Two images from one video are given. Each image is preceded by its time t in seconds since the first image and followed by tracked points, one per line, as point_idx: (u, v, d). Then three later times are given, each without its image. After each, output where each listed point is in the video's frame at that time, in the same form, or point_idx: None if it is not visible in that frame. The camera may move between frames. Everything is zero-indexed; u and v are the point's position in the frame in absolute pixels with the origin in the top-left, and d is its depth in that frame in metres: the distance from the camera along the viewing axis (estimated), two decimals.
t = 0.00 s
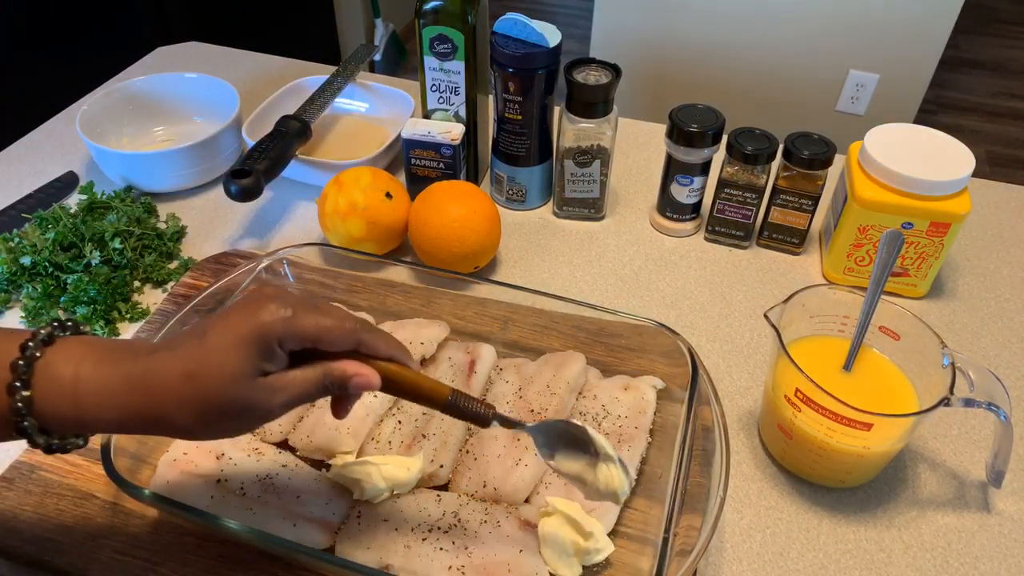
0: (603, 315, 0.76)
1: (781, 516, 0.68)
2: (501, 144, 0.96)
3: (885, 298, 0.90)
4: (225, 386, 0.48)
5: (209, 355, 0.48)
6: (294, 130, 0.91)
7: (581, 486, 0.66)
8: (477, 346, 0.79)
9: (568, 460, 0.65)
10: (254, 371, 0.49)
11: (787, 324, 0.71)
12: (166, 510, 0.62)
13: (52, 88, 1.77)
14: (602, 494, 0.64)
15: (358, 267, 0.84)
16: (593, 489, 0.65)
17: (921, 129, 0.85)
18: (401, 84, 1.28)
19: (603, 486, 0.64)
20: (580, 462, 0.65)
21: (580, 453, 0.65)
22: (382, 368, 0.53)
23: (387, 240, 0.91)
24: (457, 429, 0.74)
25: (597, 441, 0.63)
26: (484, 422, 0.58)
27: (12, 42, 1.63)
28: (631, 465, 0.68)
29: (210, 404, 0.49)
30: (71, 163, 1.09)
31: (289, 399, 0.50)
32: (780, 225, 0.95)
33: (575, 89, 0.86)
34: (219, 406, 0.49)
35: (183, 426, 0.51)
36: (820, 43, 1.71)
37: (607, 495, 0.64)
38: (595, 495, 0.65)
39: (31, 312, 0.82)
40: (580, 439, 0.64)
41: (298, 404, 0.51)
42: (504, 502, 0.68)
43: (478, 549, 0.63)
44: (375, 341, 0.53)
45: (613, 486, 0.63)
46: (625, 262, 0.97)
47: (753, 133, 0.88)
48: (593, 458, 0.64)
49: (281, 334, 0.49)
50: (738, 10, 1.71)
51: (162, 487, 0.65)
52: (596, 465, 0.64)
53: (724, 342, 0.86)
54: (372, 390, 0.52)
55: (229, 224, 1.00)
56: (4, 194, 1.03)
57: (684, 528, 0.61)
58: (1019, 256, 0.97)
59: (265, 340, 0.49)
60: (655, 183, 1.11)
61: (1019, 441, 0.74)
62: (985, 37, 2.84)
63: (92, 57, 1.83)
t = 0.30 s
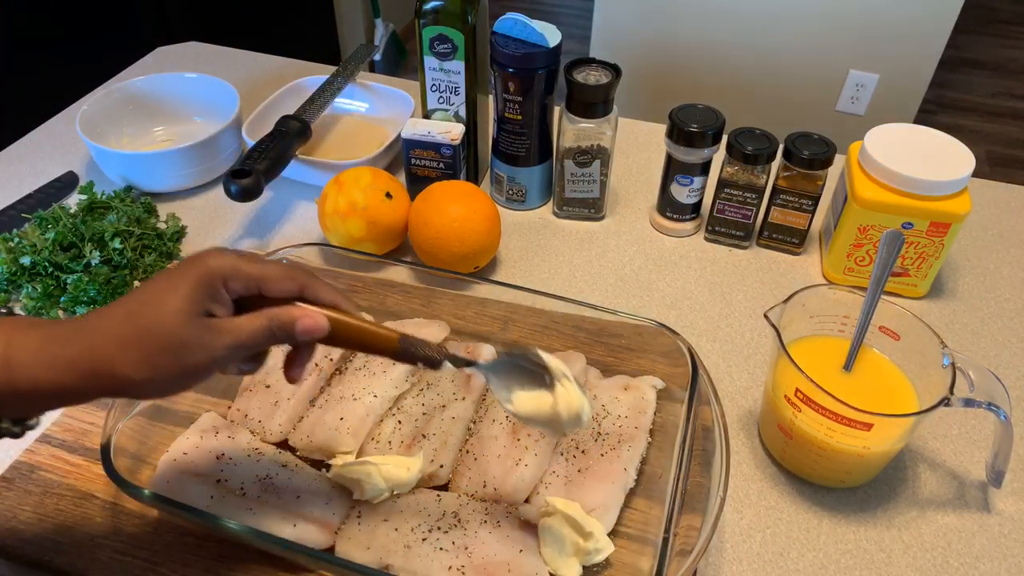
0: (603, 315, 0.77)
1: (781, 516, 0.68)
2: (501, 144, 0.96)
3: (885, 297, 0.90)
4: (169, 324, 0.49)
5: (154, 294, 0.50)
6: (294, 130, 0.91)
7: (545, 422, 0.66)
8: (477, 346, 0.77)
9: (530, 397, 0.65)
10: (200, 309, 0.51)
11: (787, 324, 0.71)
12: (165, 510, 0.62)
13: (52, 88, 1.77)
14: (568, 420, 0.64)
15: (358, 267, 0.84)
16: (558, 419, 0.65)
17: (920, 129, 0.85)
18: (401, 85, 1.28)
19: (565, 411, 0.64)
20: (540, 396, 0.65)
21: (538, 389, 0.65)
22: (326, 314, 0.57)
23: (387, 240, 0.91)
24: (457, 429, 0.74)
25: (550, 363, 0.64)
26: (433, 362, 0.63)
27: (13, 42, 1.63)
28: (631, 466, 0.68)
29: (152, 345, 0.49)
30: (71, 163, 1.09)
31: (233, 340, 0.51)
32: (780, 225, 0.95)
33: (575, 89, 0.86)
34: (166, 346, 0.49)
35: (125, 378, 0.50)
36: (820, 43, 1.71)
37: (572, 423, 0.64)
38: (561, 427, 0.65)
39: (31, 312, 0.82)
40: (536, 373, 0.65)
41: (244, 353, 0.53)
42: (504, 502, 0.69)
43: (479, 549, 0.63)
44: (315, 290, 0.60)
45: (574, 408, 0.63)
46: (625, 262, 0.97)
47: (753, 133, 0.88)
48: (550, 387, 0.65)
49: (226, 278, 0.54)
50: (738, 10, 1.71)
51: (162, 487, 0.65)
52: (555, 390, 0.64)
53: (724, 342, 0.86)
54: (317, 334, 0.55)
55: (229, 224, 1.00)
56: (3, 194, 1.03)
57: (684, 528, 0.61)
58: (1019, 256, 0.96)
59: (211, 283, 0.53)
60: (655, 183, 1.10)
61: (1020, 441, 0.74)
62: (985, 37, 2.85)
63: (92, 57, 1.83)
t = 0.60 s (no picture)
0: (604, 315, 0.77)
1: (781, 516, 0.68)
2: (501, 144, 0.96)
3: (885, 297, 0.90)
4: (75, 363, 0.56)
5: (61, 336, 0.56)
6: (294, 130, 0.91)
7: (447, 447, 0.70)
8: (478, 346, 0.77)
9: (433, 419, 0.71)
10: (111, 348, 0.57)
11: (787, 323, 0.71)
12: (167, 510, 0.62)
13: (52, 88, 1.77)
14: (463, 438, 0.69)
15: (358, 266, 0.84)
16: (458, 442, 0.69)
17: (921, 128, 0.85)
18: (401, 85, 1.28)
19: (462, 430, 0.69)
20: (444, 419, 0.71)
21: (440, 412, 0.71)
22: (236, 356, 0.56)
23: (387, 240, 0.91)
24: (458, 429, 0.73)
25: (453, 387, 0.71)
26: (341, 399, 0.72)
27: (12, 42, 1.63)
28: (631, 465, 0.68)
29: (61, 382, 0.56)
30: (71, 163, 1.09)
31: (143, 378, 0.55)
32: (780, 225, 0.95)
33: (575, 90, 0.86)
34: (77, 383, 0.55)
35: (38, 414, 0.56)
36: (820, 43, 1.71)
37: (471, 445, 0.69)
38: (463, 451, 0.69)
39: (31, 313, 0.82)
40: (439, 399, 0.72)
41: (158, 389, 0.56)
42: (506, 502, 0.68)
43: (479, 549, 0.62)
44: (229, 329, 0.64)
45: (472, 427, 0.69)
46: (625, 262, 0.97)
47: (753, 133, 0.88)
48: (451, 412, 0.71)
49: (138, 318, 0.59)
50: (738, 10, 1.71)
51: (162, 487, 0.65)
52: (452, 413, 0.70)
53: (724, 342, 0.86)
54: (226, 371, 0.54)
55: (229, 224, 1.00)
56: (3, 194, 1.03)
57: (684, 528, 0.61)
58: (1019, 256, 0.97)
59: (122, 323, 0.58)
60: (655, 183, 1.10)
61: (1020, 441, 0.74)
62: (984, 37, 2.85)
63: (91, 56, 1.83)
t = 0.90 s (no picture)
0: (604, 316, 0.76)
1: (781, 516, 0.68)
2: (501, 144, 0.96)
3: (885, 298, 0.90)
4: None
5: None
6: (294, 129, 0.92)
7: (314, 391, 0.72)
8: (478, 346, 0.79)
9: (297, 371, 0.71)
10: None
11: (787, 324, 0.72)
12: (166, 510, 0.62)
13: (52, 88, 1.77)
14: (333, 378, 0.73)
15: (358, 266, 0.84)
16: (325, 383, 0.73)
17: (920, 128, 0.85)
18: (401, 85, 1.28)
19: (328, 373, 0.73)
20: (306, 368, 0.72)
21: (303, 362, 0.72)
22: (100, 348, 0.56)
23: (387, 240, 0.91)
24: (457, 430, 0.74)
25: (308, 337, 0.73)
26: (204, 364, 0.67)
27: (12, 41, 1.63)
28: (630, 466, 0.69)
29: None
30: (71, 163, 1.09)
31: (8, 379, 0.54)
32: (780, 225, 0.95)
33: (575, 89, 0.86)
34: None
35: None
36: (820, 42, 1.71)
37: (335, 381, 0.73)
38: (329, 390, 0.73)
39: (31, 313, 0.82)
40: (299, 350, 0.72)
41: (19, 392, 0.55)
42: (505, 502, 0.69)
43: (479, 549, 0.63)
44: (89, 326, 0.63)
45: (335, 367, 0.73)
46: (625, 262, 0.97)
47: (753, 133, 0.88)
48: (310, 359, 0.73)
49: None
50: (737, 10, 1.71)
51: (162, 487, 0.65)
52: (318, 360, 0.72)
53: (724, 342, 0.86)
54: (89, 361, 0.55)
55: (229, 224, 1.00)
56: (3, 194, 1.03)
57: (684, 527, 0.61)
58: (1019, 256, 0.96)
59: None
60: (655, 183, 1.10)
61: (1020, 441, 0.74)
62: (984, 37, 2.84)
63: (91, 56, 1.83)
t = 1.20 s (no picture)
0: (604, 315, 0.76)
1: (781, 516, 0.68)
2: (501, 144, 0.96)
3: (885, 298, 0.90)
4: None
5: None
6: (294, 129, 0.92)
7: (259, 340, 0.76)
8: (478, 346, 0.79)
9: (236, 327, 0.75)
10: None
11: (787, 323, 0.72)
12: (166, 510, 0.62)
13: (53, 88, 1.77)
14: (275, 323, 0.76)
15: (358, 266, 0.84)
16: (268, 329, 0.77)
17: (920, 128, 0.85)
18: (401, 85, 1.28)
19: (268, 320, 0.76)
20: (244, 322, 0.75)
21: (241, 317, 0.75)
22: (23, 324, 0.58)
23: (387, 240, 0.91)
24: (457, 430, 0.74)
25: (238, 289, 0.75)
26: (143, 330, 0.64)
27: (12, 42, 1.63)
28: (630, 466, 0.69)
29: None
30: (71, 163, 1.09)
31: None
32: (780, 225, 0.95)
33: (575, 89, 0.86)
34: None
35: None
36: (820, 42, 1.71)
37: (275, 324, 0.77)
38: (272, 333, 0.77)
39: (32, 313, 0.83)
40: (232, 305, 0.75)
41: None
42: (505, 502, 0.69)
43: (478, 548, 0.63)
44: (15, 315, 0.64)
45: (273, 308, 0.77)
46: (625, 262, 0.97)
47: (752, 133, 0.88)
48: (246, 310, 0.76)
49: None
50: (737, 10, 1.71)
51: (162, 487, 0.65)
52: (254, 312, 0.75)
53: (724, 342, 0.86)
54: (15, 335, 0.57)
55: (229, 224, 1.00)
56: (3, 194, 1.03)
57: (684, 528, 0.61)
58: (1019, 256, 0.96)
59: None
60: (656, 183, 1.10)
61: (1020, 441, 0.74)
62: (984, 37, 2.85)
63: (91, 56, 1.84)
